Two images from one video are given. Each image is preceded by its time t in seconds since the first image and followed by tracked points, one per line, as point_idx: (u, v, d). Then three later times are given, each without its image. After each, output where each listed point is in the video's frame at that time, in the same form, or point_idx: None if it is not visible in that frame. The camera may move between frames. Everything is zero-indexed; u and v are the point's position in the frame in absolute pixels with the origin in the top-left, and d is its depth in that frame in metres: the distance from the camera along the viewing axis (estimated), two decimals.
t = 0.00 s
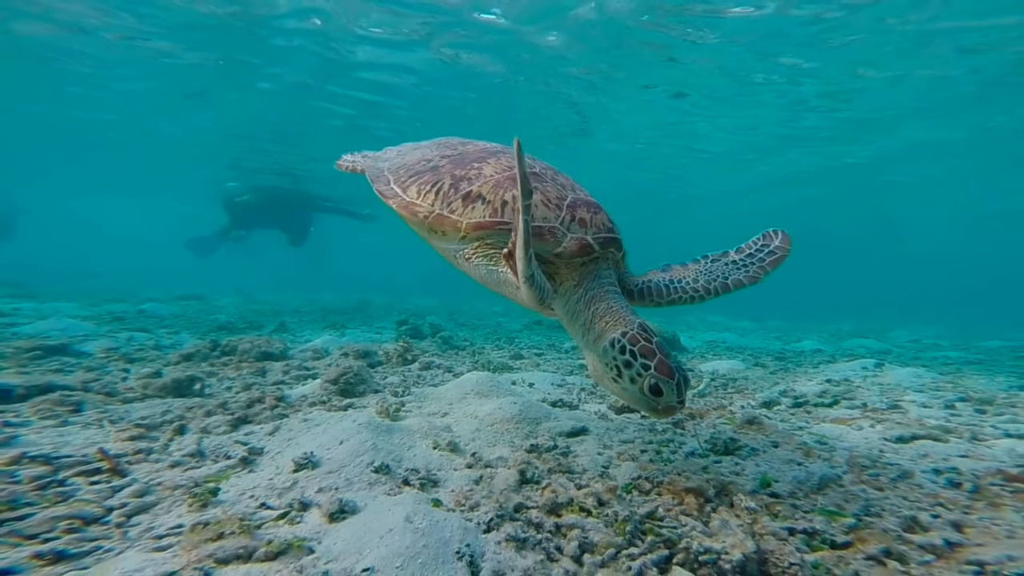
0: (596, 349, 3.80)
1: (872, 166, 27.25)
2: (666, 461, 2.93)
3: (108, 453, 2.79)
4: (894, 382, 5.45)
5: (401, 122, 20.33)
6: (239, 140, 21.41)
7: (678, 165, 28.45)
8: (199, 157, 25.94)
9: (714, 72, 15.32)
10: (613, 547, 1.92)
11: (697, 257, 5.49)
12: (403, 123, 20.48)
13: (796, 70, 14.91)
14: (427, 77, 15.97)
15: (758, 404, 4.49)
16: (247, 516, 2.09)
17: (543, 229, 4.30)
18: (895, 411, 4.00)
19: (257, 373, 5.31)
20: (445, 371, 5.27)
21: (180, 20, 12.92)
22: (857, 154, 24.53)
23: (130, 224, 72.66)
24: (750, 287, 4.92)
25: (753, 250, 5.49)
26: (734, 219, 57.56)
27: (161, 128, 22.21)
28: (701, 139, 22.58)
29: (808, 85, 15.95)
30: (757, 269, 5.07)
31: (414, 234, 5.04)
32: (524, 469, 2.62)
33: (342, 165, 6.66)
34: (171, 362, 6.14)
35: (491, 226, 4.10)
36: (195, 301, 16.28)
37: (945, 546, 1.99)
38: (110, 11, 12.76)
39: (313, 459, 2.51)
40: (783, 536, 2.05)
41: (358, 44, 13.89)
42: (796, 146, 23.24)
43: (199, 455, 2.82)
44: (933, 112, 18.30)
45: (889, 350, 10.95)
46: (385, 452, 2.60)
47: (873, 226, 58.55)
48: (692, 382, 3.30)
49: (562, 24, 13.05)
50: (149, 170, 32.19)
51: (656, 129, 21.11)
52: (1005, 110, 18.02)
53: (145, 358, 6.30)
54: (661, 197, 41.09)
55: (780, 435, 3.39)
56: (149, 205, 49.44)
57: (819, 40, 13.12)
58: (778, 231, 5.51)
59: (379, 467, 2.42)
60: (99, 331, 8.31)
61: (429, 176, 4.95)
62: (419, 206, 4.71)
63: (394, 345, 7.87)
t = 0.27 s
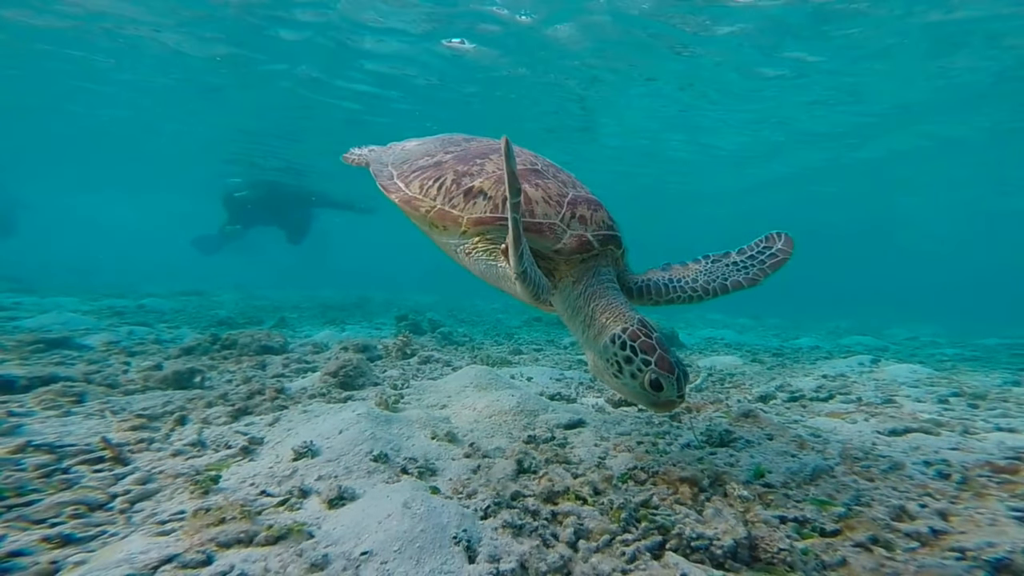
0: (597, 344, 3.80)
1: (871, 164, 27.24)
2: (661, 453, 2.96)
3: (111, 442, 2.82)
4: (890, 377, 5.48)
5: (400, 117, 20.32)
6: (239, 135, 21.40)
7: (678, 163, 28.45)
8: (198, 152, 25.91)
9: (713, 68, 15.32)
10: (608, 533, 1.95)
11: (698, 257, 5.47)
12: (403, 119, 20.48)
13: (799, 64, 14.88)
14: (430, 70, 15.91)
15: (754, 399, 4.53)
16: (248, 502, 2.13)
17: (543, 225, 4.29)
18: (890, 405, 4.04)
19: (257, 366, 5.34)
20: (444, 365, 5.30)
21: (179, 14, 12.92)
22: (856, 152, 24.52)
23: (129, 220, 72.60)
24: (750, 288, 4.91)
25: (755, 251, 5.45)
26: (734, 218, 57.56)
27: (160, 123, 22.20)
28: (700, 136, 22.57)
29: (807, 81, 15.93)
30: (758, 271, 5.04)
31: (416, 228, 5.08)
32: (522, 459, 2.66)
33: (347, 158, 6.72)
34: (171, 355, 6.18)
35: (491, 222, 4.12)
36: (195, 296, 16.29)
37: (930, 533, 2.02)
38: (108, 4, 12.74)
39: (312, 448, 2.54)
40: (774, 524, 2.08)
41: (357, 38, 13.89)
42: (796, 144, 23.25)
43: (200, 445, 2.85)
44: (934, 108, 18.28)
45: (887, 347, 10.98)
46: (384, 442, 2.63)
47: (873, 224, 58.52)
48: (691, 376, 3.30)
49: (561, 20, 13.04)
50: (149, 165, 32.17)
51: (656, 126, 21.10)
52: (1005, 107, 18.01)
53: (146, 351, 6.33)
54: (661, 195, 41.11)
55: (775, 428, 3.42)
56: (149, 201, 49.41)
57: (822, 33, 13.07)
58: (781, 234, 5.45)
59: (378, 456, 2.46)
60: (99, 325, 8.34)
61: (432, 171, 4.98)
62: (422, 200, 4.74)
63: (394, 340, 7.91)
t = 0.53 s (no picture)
0: (595, 339, 3.79)
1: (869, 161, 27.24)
2: (655, 443, 2.99)
3: (109, 431, 2.84)
4: (884, 371, 5.51)
5: (398, 113, 20.27)
6: (236, 130, 21.33)
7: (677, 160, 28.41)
8: (195, 147, 25.81)
9: (711, 66, 15.30)
10: (601, 519, 1.97)
11: (698, 256, 5.42)
12: (401, 114, 20.43)
13: (798, 61, 14.85)
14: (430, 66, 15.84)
15: (750, 391, 4.55)
16: (245, 488, 2.15)
17: (541, 220, 4.23)
18: (882, 398, 4.07)
19: (255, 358, 5.35)
20: (442, 358, 5.32)
21: (175, 9, 12.84)
22: (855, 148, 24.52)
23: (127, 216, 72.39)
24: (746, 290, 4.86)
25: (756, 252, 5.35)
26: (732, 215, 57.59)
27: (157, 118, 22.10)
28: (698, 133, 22.55)
29: (806, 78, 15.91)
30: (755, 275, 4.96)
31: (416, 222, 5.09)
32: (518, 448, 2.68)
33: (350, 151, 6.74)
34: (169, 349, 6.19)
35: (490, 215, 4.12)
36: (193, 291, 16.29)
37: (914, 519, 2.04)
38: None
39: (309, 436, 2.57)
40: (764, 510, 2.11)
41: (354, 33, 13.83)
42: (794, 140, 23.26)
43: (197, 434, 2.87)
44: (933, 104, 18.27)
45: (883, 342, 11.01)
46: (381, 430, 2.65)
47: (871, 222, 58.57)
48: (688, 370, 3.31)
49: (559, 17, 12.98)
50: (146, 160, 32.06)
51: (654, 122, 21.08)
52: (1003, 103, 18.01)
53: (144, 345, 6.34)
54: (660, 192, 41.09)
55: (769, 419, 3.45)
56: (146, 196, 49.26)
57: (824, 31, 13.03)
58: (784, 236, 5.32)
59: (374, 444, 2.48)
60: (97, 319, 8.34)
61: (433, 165, 4.98)
62: (422, 193, 4.74)
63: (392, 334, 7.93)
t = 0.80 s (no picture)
0: (594, 335, 3.77)
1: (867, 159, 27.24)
2: (650, 435, 3.00)
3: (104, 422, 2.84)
4: (879, 366, 5.52)
5: (396, 109, 20.21)
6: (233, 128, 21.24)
7: (676, 157, 28.38)
8: (192, 143, 25.70)
9: (709, 63, 15.27)
10: (595, 508, 1.98)
11: (696, 255, 5.43)
12: (398, 110, 20.37)
13: (796, 59, 14.83)
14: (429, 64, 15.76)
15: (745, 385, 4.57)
16: (240, 477, 2.15)
17: (539, 216, 4.24)
18: (876, 392, 4.09)
19: (252, 353, 5.35)
20: (439, 352, 5.33)
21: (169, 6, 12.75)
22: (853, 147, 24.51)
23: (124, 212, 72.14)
24: (744, 290, 4.87)
25: (755, 253, 5.33)
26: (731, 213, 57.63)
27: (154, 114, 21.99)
28: (697, 131, 22.52)
29: (804, 76, 15.89)
30: (753, 274, 4.97)
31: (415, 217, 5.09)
32: (513, 440, 2.69)
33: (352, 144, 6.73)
34: (166, 344, 6.18)
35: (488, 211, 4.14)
36: (190, 288, 16.25)
37: (903, 508, 2.04)
38: None
39: (305, 427, 2.57)
40: (756, 500, 2.11)
41: (352, 31, 13.76)
42: (792, 138, 23.25)
43: (193, 425, 2.87)
44: (933, 102, 18.23)
45: (880, 338, 11.04)
46: (376, 421, 2.66)
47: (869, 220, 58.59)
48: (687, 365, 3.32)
49: (558, 15, 12.91)
50: (143, 156, 31.93)
51: (652, 119, 21.06)
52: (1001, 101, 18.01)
53: (140, 339, 6.32)
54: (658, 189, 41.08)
55: (763, 412, 3.46)
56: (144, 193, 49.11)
57: (824, 27, 12.97)
58: (784, 238, 5.33)
59: (370, 434, 2.48)
60: (94, 314, 8.33)
61: (433, 159, 4.98)
62: (421, 188, 4.74)
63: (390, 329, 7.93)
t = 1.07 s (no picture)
0: (592, 332, 3.75)
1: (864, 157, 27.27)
2: (643, 426, 2.99)
3: (95, 413, 2.82)
4: (872, 361, 5.55)
5: (392, 105, 20.11)
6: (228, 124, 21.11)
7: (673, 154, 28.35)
8: (187, 139, 25.54)
9: (705, 61, 15.27)
10: (586, 496, 1.98)
11: (694, 252, 5.42)
12: (395, 106, 20.27)
13: (792, 57, 14.83)
14: (426, 57, 15.59)
15: (740, 378, 4.58)
16: (231, 466, 2.14)
17: (537, 211, 4.22)
18: (868, 385, 4.11)
19: (247, 346, 5.35)
20: (433, 346, 5.34)
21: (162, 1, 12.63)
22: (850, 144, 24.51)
23: (119, 209, 71.72)
24: (740, 288, 4.88)
25: (752, 252, 5.33)
26: (728, 211, 57.63)
27: (148, 111, 21.85)
28: (694, 128, 22.51)
29: (799, 73, 15.92)
30: (749, 272, 4.98)
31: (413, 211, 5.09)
32: (507, 431, 2.69)
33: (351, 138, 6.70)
34: (160, 338, 6.15)
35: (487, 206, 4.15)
36: (186, 284, 16.18)
37: (889, 497, 2.05)
38: None
39: (297, 417, 2.57)
40: (746, 489, 2.12)
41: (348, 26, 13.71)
42: (789, 136, 23.25)
43: (185, 416, 2.86)
44: (929, 99, 18.25)
45: (875, 334, 11.06)
46: (369, 411, 2.66)
47: (867, 218, 58.68)
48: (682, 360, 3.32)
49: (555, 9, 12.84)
50: (138, 153, 31.73)
51: (650, 116, 21.01)
52: (997, 98, 18.04)
53: (134, 334, 6.30)
54: (656, 187, 41.05)
55: (756, 405, 3.46)
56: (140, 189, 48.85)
57: (826, 22, 12.84)
58: (782, 237, 5.33)
59: (362, 424, 2.48)
60: (88, 309, 8.30)
61: (431, 154, 4.97)
62: (419, 182, 4.74)
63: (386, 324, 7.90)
